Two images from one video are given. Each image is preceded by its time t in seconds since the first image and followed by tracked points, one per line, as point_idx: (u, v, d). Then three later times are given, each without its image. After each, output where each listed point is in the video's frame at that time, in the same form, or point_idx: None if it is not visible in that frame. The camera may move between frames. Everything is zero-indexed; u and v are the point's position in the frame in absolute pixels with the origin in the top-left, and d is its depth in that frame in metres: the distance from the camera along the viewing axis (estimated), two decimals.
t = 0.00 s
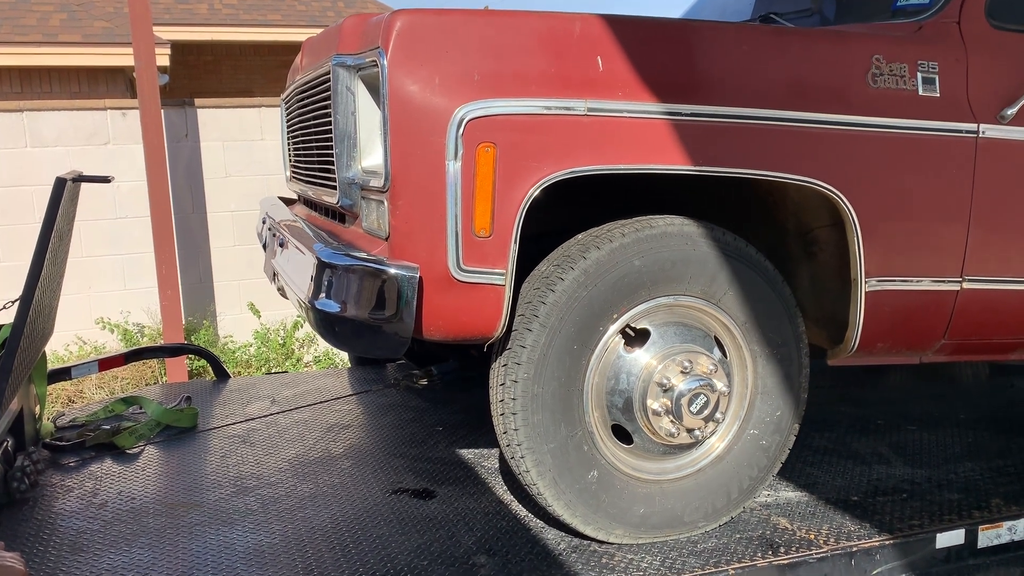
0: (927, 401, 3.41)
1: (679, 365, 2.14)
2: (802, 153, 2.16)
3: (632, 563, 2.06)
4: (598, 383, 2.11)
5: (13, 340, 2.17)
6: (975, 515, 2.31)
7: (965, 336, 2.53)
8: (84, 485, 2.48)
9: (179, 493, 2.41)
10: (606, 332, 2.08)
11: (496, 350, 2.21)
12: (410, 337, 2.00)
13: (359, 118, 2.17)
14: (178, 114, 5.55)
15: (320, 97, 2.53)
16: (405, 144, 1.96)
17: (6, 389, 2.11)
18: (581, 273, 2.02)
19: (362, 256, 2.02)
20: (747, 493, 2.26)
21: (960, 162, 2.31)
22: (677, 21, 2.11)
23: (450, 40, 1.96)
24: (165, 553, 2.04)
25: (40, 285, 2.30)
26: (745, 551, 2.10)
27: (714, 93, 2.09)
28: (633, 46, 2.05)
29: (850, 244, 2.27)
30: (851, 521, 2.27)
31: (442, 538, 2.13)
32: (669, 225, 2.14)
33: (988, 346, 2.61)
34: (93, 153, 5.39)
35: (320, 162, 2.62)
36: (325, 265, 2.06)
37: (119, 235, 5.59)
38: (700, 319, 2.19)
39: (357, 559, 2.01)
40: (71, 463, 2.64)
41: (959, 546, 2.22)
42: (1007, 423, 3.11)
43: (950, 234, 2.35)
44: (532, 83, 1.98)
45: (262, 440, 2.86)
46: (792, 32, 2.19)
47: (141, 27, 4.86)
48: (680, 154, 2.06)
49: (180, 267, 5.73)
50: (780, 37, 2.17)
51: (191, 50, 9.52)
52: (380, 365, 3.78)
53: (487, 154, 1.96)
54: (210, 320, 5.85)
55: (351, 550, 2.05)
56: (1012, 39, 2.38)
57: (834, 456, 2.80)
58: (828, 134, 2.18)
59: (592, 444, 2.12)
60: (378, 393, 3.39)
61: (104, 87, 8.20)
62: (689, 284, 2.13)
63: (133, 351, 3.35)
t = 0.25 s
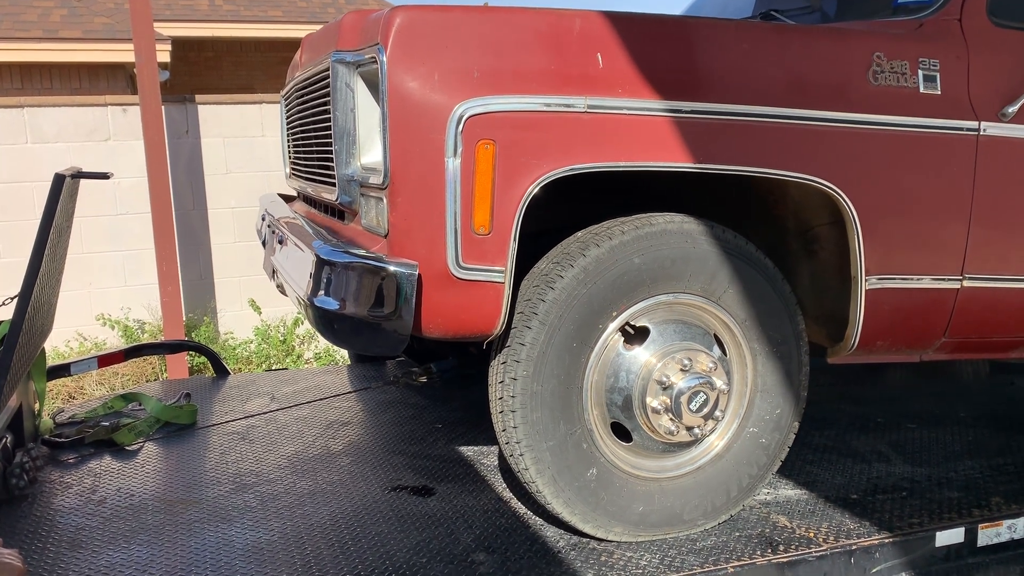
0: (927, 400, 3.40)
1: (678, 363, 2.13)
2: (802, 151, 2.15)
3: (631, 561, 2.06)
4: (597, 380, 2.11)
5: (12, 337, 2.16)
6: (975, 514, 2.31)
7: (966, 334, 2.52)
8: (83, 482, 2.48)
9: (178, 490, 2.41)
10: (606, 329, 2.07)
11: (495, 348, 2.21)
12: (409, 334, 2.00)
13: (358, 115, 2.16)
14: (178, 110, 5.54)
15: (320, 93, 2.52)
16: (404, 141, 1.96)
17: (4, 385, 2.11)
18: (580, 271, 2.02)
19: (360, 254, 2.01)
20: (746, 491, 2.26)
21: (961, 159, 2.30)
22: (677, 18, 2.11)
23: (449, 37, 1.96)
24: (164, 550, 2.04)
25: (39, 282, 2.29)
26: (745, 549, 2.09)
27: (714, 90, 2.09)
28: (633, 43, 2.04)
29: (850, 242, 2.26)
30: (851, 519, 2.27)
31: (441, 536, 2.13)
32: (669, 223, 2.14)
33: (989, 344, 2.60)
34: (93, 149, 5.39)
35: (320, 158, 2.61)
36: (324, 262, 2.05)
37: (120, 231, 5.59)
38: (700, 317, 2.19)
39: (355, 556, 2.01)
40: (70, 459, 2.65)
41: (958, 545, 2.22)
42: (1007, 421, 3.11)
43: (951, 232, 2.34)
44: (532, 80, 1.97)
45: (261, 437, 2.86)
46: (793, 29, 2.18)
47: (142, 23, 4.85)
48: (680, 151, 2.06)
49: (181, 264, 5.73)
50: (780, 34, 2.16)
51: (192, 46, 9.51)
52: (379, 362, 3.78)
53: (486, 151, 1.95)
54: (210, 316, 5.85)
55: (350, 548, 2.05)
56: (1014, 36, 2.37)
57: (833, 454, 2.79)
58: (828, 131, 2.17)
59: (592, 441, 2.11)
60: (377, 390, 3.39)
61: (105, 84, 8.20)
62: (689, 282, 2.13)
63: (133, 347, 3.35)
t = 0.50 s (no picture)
0: (930, 398, 3.39)
1: (680, 361, 2.12)
2: (806, 148, 2.14)
3: (633, 559, 2.05)
4: (599, 378, 2.10)
5: (12, 334, 2.16)
6: (977, 512, 2.30)
7: (970, 332, 2.51)
8: (84, 478, 2.48)
9: (179, 487, 2.41)
10: (608, 327, 2.07)
11: (496, 346, 2.20)
12: (410, 331, 1.99)
13: (359, 112, 2.15)
14: (181, 107, 5.52)
15: (322, 90, 2.52)
16: (405, 138, 1.95)
17: (4, 382, 2.11)
18: (583, 268, 2.01)
19: (362, 251, 2.00)
20: (748, 490, 2.25)
21: (965, 157, 2.29)
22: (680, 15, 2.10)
23: (452, 33, 1.95)
24: (165, 547, 2.04)
25: (39, 278, 2.29)
26: (746, 548, 2.09)
27: (717, 87, 2.08)
28: (636, 40, 2.03)
29: (853, 240, 2.25)
30: (853, 518, 2.26)
31: (442, 533, 2.13)
32: (672, 220, 2.13)
33: (993, 343, 2.59)
34: (95, 146, 5.38)
35: (321, 155, 2.60)
36: (326, 259, 2.05)
37: (122, 228, 5.59)
38: (703, 315, 2.18)
39: (356, 554, 2.01)
40: (71, 456, 2.64)
41: (961, 544, 2.21)
42: (1010, 420, 3.10)
43: (955, 230, 2.33)
44: (534, 76, 1.96)
45: (262, 434, 2.85)
46: (796, 25, 2.17)
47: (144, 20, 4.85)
48: (682, 149, 2.05)
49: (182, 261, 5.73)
50: (784, 31, 2.15)
51: (194, 43, 9.50)
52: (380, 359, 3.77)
53: (488, 148, 1.94)
54: (212, 314, 5.85)
55: (351, 545, 2.05)
56: (1019, 33, 2.36)
57: (835, 453, 2.79)
58: (832, 129, 2.16)
59: (593, 440, 2.10)
60: (378, 388, 3.39)
61: (107, 81, 8.20)
62: (692, 280, 2.12)
63: (134, 344, 3.35)
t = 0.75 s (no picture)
0: (934, 397, 3.38)
1: (690, 359, 2.12)
2: (814, 147, 2.14)
3: (633, 558, 2.05)
4: (608, 373, 2.10)
5: (13, 331, 2.16)
6: (979, 512, 2.30)
7: (977, 332, 2.50)
8: (85, 476, 2.48)
9: (180, 485, 2.41)
10: (619, 322, 2.06)
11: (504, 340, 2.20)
12: (420, 330, 1.99)
13: (369, 110, 2.15)
14: (184, 105, 5.53)
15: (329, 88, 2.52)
16: (412, 136, 1.95)
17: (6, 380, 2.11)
18: (597, 262, 2.01)
19: (371, 249, 2.01)
20: (751, 492, 2.25)
21: (973, 156, 2.28)
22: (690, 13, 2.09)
23: (461, 32, 1.94)
24: (166, 545, 2.04)
25: (40, 276, 2.29)
26: (747, 547, 2.08)
27: (726, 85, 2.07)
28: (645, 38, 2.02)
29: (862, 240, 2.25)
30: (855, 518, 2.26)
31: (443, 532, 2.13)
32: (687, 219, 2.12)
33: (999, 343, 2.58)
34: (97, 144, 5.39)
35: (328, 153, 2.61)
36: (335, 258, 2.05)
37: (124, 226, 5.60)
38: (715, 315, 2.18)
39: (356, 552, 2.01)
40: (73, 454, 2.65)
41: (963, 544, 2.20)
42: (1014, 420, 3.09)
43: (962, 229, 2.32)
44: (542, 75, 1.96)
45: (264, 432, 2.85)
46: (806, 24, 2.16)
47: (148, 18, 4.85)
48: (691, 147, 2.04)
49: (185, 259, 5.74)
50: (794, 30, 2.14)
51: (197, 40, 9.50)
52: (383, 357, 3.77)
53: (497, 147, 1.94)
54: (215, 311, 5.86)
55: (351, 544, 2.05)
56: None
57: (837, 452, 2.78)
58: (840, 128, 2.15)
59: (600, 434, 2.10)
60: (381, 386, 3.39)
61: (109, 78, 8.20)
62: (703, 281, 2.12)
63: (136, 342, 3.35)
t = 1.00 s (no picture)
0: (936, 397, 3.38)
1: (694, 356, 2.12)
2: (818, 145, 2.14)
3: (637, 556, 2.05)
4: (612, 370, 2.10)
5: (17, 330, 2.16)
6: (983, 511, 2.29)
7: (980, 330, 2.50)
8: (88, 475, 2.48)
9: (183, 484, 2.41)
10: (623, 319, 2.06)
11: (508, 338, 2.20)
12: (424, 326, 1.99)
13: (373, 107, 2.15)
14: (185, 104, 5.53)
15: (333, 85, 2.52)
16: (416, 134, 1.95)
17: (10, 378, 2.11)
18: (601, 259, 2.01)
19: (376, 246, 2.01)
20: (755, 491, 2.25)
21: (977, 155, 2.28)
22: (694, 11, 2.09)
23: (465, 29, 1.94)
24: (169, 543, 2.04)
25: (44, 275, 2.29)
26: (751, 546, 2.08)
27: (731, 83, 2.07)
28: (650, 35, 2.02)
29: (866, 238, 2.25)
30: (858, 516, 2.25)
31: (446, 530, 2.13)
32: (692, 217, 2.12)
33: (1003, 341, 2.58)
34: (99, 143, 5.39)
35: (333, 151, 2.61)
36: (339, 254, 2.05)
37: (126, 225, 5.60)
38: (719, 313, 2.17)
39: (360, 551, 2.00)
40: (76, 452, 2.65)
41: (967, 543, 2.20)
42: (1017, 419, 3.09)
43: (965, 228, 2.32)
44: (547, 73, 1.96)
45: (267, 431, 2.85)
46: (811, 22, 2.16)
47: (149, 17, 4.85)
48: (696, 145, 2.04)
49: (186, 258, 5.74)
50: (798, 28, 2.14)
51: (197, 40, 9.49)
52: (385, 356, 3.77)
53: (502, 144, 1.94)
54: (216, 311, 5.86)
55: (355, 542, 2.05)
56: None
57: (841, 451, 2.78)
58: (844, 126, 2.15)
59: (603, 432, 2.10)
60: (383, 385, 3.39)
61: (111, 77, 8.20)
62: (708, 278, 2.11)
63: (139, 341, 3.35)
